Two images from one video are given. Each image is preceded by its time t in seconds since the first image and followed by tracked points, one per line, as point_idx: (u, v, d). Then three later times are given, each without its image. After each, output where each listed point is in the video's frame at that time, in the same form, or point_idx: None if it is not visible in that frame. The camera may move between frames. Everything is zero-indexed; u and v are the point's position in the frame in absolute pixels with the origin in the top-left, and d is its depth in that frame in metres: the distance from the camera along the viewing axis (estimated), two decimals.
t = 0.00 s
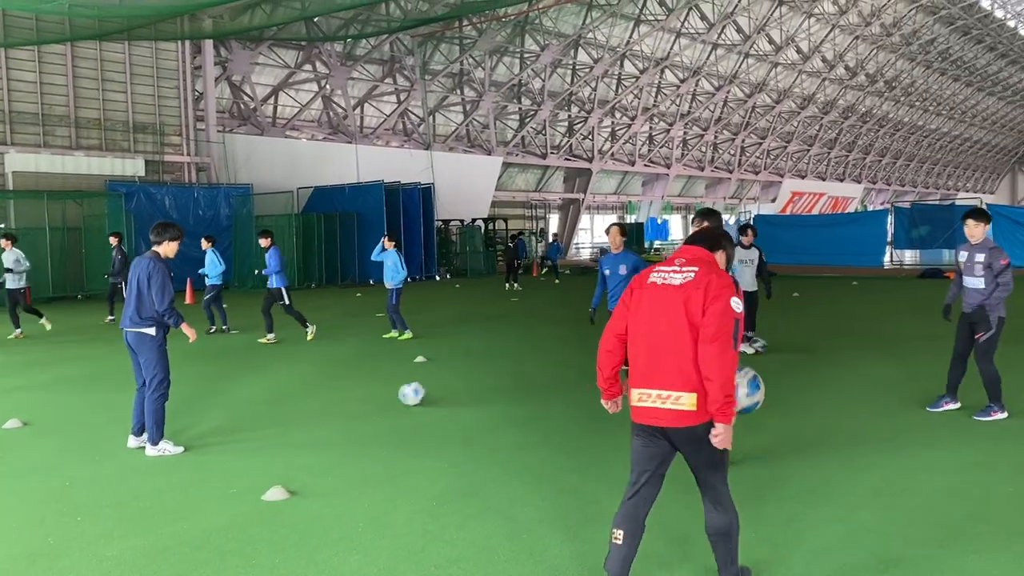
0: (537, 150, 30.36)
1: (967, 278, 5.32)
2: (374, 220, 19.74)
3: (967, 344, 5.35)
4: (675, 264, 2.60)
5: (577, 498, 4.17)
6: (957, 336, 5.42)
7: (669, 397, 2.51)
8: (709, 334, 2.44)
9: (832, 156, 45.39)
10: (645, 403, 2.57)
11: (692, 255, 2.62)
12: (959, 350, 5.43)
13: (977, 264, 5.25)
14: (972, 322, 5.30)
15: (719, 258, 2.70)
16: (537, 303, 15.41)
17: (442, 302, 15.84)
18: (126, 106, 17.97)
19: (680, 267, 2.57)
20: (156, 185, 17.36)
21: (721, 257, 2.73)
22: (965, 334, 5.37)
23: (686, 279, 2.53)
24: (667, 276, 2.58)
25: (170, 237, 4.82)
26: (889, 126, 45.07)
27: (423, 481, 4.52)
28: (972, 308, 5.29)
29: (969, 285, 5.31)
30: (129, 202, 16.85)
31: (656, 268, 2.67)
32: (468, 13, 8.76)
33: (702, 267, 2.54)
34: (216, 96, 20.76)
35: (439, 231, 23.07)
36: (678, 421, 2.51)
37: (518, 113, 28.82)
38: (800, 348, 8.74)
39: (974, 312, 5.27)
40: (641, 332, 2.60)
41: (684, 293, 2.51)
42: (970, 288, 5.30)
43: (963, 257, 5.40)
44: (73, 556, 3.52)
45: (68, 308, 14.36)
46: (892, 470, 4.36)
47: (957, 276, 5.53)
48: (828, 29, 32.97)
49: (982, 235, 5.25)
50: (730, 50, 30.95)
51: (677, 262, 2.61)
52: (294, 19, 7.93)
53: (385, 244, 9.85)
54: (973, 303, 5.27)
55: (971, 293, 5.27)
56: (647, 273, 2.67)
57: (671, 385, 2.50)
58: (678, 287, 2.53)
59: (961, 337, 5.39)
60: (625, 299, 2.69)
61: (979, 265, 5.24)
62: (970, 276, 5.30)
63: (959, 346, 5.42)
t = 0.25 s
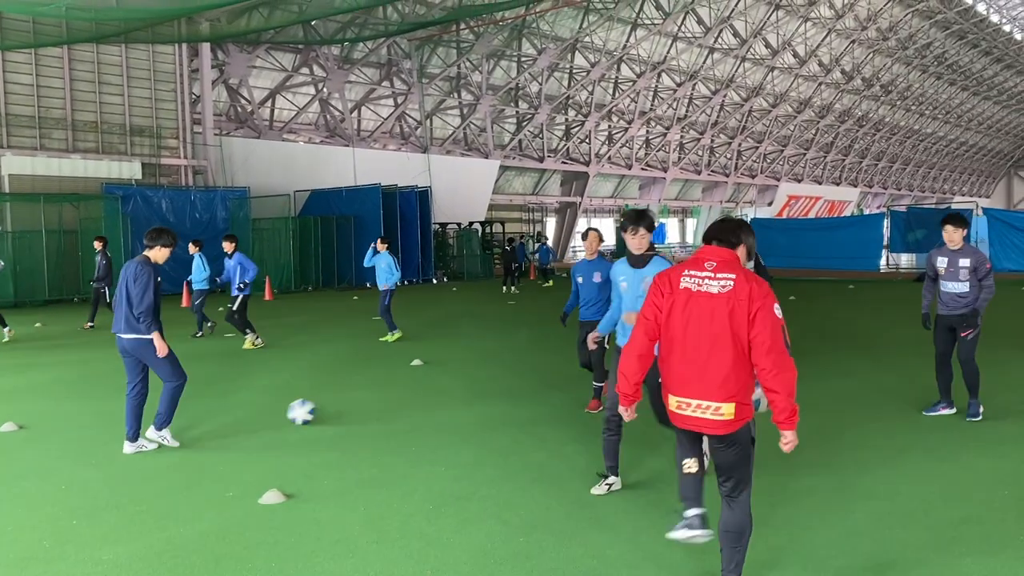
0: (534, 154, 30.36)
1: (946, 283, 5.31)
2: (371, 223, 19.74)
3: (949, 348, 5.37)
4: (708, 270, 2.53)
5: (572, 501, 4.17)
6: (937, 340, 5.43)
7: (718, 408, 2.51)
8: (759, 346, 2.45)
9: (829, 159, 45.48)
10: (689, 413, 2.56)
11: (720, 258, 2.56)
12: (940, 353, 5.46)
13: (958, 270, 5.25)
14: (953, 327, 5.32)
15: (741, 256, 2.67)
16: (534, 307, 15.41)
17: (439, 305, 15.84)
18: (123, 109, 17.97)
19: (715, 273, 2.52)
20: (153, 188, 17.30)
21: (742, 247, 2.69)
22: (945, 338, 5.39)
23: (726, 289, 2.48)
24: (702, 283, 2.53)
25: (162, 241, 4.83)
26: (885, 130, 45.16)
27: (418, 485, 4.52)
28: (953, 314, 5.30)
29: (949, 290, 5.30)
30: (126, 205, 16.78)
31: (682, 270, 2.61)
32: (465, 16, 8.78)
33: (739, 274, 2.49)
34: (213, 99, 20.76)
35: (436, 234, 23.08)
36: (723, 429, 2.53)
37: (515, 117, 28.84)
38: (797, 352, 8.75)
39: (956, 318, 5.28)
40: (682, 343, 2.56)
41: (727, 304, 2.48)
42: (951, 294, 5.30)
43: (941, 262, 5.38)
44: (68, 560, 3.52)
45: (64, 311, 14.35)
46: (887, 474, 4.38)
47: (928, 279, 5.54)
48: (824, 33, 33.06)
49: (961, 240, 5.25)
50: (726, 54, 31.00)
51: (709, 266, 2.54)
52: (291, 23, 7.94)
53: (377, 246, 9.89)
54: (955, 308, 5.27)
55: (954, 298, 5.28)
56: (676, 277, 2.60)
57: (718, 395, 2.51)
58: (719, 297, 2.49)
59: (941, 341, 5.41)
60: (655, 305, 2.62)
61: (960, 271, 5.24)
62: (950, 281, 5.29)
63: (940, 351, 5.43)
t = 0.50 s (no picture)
0: (533, 158, 30.37)
1: (942, 286, 5.30)
2: (371, 226, 19.76)
3: (945, 350, 5.38)
4: (728, 270, 2.55)
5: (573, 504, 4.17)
6: (932, 342, 5.43)
7: (738, 406, 2.54)
8: (779, 346, 2.46)
9: (829, 164, 45.49)
10: (711, 410, 2.59)
11: (743, 258, 2.57)
12: (935, 355, 5.46)
13: (955, 274, 5.23)
14: (949, 329, 5.32)
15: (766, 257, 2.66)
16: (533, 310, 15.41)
17: (439, 309, 15.85)
18: (123, 112, 17.98)
19: (736, 274, 2.53)
20: (153, 192, 17.39)
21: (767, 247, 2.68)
22: (940, 340, 5.39)
23: (747, 290, 2.50)
24: (724, 284, 2.55)
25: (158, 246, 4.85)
26: (885, 134, 45.22)
27: (418, 489, 4.51)
28: (949, 317, 5.29)
29: (945, 294, 5.29)
30: (126, 209, 16.84)
31: (706, 271, 2.63)
32: (465, 20, 8.79)
33: (759, 275, 2.50)
34: (214, 103, 20.78)
35: (436, 238, 23.10)
36: (741, 426, 2.55)
37: (515, 120, 28.86)
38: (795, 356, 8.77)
39: (953, 321, 5.27)
40: (704, 343, 2.59)
41: (748, 304, 2.50)
42: (947, 297, 5.29)
43: (937, 264, 5.37)
44: (67, 563, 3.51)
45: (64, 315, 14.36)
46: (888, 479, 4.37)
47: (923, 281, 5.53)
48: (824, 38, 33.12)
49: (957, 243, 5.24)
50: (726, 58, 31.06)
51: (730, 266, 2.56)
52: (291, 26, 7.94)
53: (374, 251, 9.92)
54: (951, 311, 5.27)
55: (952, 301, 5.27)
56: (699, 279, 2.63)
57: (738, 392, 2.53)
58: (740, 298, 2.51)
59: (936, 344, 5.41)
60: (679, 305, 2.66)
61: (956, 275, 5.22)
62: (946, 284, 5.28)
63: (935, 353, 5.44)
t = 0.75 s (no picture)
0: (536, 161, 30.37)
1: (940, 290, 5.28)
2: (374, 229, 19.79)
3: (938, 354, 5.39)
4: (757, 274, 2.58)
5: (576, 508, 4.16)
6: (925, 346, 5.43)
7: (755, 404, 2.54)
8: (797, 348, 2.46)
9: (832, 167, 45.46)
10: (729, 408, 2.61)
11: (773, 264, 2.58)
12: (928, 359, 5.46)
13: (954, 279, 5.21)
14: (944, 332, 5.31)
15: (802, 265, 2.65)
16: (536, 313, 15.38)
17: (441, 312, 15.86)
18: (127, 115, 18.01)
19: (763, 278, 2.56)
20: (156, 195, 17.39)
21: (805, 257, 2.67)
22: (934, 344, 5.40)
23: (771, 294, 2.51)
24: (751, 288, 2.57)
25: (169, 249, 4.84)
26: (888, 138, 45.21)
27: (421, 492, 4.51)
28: (946, 321, 5.28)
29: (942, 298, 5.28)
30: (129, 212, 16.85)
31: (738, 274, 2.66)
32: (468, 23, 8.79)
33: (786, 280, 2.51)
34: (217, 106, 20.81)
35: (438, 241, 23.12)
36: (755, 426, 2.55)
37: (517, 124, 28.86)
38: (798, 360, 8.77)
39: (950, 324, 5.26)
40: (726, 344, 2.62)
41: (771, 307, 2.51)
42: (944, 302, 5.28)
43: (933, 268, 5.36)
44: (69, 565, 3.52)
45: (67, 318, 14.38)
46: (890, 482, 4.38)
47: (919, 284, 5.52)
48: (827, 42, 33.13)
49: (956, 248, 5.22)
50: (729, 62, 31.07)
51: (760, 270, 2.58)
52: (294, 29, 7.94)
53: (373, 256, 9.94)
54: (948, 316, 5.26)
55: (949, 305, 5.26)
56: (729, 282, 2.66)
57: (754, 392, 2.54)
58: (763, 301, 2.52)
59: (930, 347, 5.41)
60: (709, 307, 2.70)
61: (955, 279, 5.20)
62: (944, 289, 5.26)
63: (928, 356, 5.44)
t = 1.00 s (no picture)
0: (542, 164, 30.38)
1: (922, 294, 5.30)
2: (380, 232, 19.79)
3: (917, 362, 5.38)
4: (802, 276, 2.67)
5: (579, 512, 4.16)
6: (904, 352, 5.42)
7: (804, 401, 2.61)
8: (842, 344, 2.53)
9: (838, 170, 45.37)
10: (777, 406, 2.69)
11: (816, 265, 2.68)
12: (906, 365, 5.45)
13: (936, 282, 5.23)
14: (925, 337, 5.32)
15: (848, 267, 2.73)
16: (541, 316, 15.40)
17: (447, 315, 15.87)
18: (134, 118, 18.08)
19: (808, 279, 2.65)
20: (162, 198, 17.44)
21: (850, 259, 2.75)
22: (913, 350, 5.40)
23: (816, 295, 2.60)
24: (796, 290, 2.67)
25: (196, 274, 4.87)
26: (894, 141, 45.14)
27: (426, 495, 4.50)
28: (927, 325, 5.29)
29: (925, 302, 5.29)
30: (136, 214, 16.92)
31: (785, 279, 2.76)
32: (474, 27, 8.81)
33: (829, 280, 2.60)
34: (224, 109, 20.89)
35: (444, 244, 23.14)
36: (803, 423, 2.61)
37: (523, 127, 28.86)
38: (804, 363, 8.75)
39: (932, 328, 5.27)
40: (776, 344, 2.71)
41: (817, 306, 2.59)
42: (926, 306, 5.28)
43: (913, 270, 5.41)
44: (76, 568, 3.53)
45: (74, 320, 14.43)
46: (896, 486, 4.36)
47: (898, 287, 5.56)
48: (832, 45, 33.12)
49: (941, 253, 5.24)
50: (735, 65, 31.07)
51: (804, 273, 2.68)
52: (301, 33, 7.98)
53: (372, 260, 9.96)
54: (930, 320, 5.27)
55: (926, 306, 5.29)
56: (776, 286, 2.77)
57: (803, 390, 2.62)
58: (809, 303, 2.62)
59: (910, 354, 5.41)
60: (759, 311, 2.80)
61: (938, 282, 5.22)
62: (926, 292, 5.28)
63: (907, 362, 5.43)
